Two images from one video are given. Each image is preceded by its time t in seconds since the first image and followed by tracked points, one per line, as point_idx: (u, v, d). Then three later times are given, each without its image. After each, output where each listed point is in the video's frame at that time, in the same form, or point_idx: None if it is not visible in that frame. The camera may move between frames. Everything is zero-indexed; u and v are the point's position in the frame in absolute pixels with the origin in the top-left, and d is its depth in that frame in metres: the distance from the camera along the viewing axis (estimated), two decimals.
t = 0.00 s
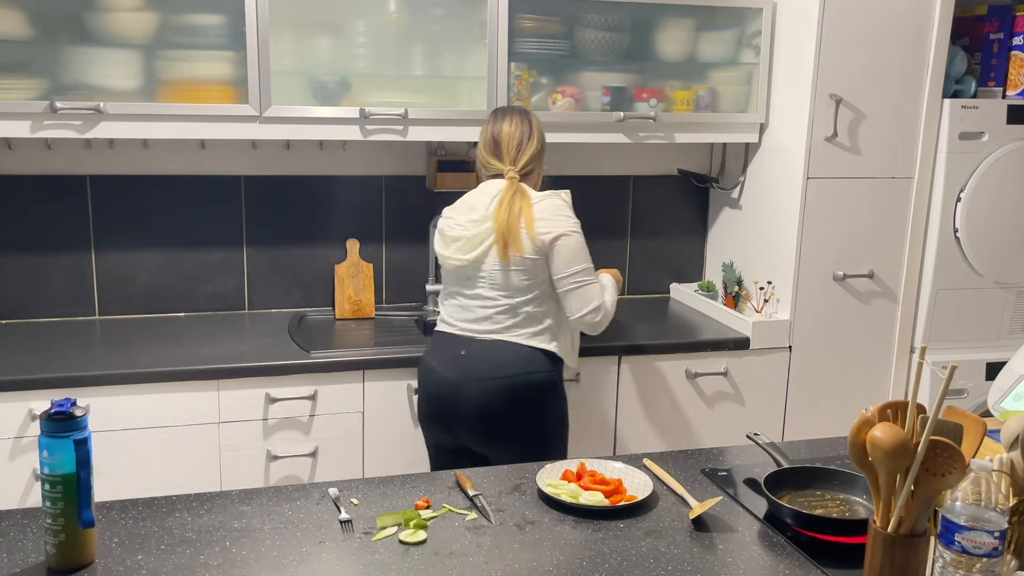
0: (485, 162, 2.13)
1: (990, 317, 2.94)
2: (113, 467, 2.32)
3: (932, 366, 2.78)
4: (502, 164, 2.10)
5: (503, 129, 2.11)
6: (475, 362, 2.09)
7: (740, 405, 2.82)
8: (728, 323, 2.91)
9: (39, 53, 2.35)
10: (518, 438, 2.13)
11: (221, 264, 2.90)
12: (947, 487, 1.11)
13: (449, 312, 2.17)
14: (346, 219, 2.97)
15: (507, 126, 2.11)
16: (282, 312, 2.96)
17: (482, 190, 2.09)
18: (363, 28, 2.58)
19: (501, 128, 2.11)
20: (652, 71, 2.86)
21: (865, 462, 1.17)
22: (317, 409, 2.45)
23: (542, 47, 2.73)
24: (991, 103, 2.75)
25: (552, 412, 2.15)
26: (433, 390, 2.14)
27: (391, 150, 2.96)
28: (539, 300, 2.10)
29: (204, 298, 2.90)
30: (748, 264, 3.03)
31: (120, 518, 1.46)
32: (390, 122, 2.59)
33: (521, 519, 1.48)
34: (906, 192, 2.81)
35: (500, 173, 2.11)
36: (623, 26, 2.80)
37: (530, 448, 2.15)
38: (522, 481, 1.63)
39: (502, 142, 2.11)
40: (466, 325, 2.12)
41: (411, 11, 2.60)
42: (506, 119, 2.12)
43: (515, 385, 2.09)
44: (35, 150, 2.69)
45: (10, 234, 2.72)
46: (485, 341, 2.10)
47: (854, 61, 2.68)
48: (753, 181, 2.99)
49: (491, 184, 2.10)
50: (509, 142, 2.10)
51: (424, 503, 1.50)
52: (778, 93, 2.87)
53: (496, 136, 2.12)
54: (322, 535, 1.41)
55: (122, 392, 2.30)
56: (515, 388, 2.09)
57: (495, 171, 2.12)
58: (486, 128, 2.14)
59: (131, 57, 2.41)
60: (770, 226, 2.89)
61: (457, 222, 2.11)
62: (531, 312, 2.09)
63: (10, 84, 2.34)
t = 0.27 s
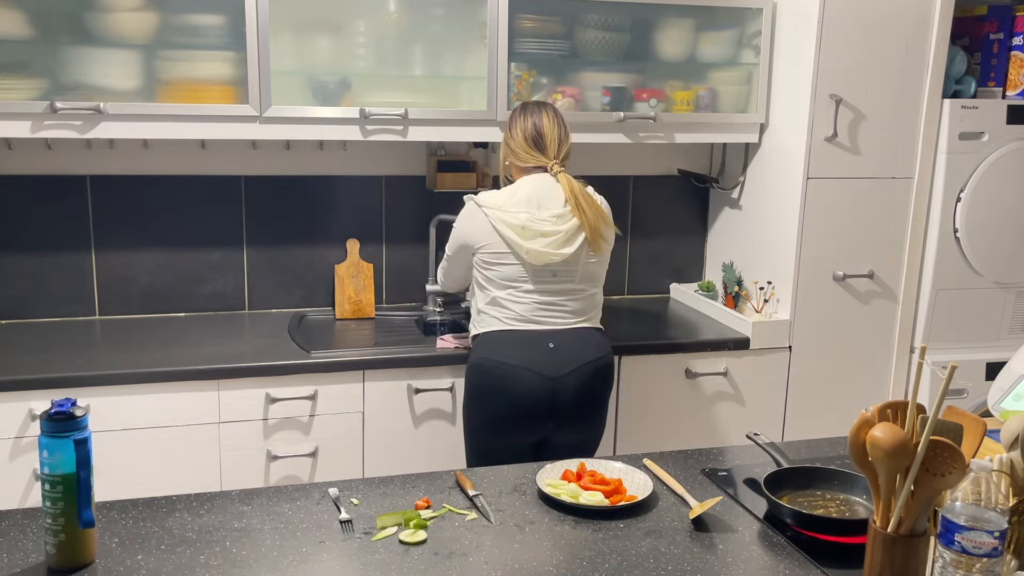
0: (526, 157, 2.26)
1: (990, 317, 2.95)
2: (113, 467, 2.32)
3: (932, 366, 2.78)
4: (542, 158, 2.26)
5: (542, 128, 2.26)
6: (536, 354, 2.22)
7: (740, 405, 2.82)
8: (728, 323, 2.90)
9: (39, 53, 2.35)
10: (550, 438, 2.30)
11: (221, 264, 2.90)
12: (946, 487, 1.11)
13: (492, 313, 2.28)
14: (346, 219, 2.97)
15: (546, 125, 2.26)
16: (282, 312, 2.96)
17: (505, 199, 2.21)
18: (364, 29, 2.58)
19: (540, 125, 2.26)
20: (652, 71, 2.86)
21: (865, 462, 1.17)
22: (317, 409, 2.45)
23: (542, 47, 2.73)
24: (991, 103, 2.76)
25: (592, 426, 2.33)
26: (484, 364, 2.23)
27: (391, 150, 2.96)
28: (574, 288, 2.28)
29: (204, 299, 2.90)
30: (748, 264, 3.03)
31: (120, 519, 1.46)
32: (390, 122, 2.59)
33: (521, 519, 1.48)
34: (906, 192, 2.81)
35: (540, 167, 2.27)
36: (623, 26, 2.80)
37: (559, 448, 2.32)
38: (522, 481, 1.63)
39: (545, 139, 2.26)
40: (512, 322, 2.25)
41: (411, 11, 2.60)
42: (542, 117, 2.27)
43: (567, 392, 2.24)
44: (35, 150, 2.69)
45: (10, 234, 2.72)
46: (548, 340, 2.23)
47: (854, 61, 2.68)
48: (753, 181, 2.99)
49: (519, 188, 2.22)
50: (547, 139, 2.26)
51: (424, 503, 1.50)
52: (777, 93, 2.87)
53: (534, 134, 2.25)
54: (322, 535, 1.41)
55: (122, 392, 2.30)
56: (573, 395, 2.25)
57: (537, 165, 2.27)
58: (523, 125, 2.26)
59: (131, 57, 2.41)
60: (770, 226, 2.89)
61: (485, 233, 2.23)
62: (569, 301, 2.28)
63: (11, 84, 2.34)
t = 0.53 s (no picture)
0: (516, 158, 2.26)
1: (990, 317, 2.95)
2: (113, 467, 2.32)
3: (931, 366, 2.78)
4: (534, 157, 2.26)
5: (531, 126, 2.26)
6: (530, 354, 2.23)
7: (740, 405, 2.82)
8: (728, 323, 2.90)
9: (40, 53, 2.35)
10: (545, 439, 2.29)
11: (221, 264, 2.90)
12: (946, 487, 1.11)
13: (481, 318, 2.29)
14: (346, 219, 2.97)
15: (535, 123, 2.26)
16: (282, 312, 2.96)
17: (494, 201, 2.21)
18: (364, 29, 2.58)
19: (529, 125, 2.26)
20: (652, 71, 2.86)
21: (865, 462, 1.17)
22: (317, 409, 2.45)
23: (542, 47, 2.73)
24: (991, 103, 2.76)
25: (588, 424, 2.33)
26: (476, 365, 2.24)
27: (391, 150, 2.96)
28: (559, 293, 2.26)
29: (204, 299, 2.90)
30: (748, 264, 3.03)
31: (120, 519, 1.46)
32: (390, 122, 2.59)
33: (521, 519, 1.48)
34: (906, 192, 2.81)
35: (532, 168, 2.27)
36: (623, 26, 2.80)
37: (554, 448, 2.32)
38: (522, 481, 1.63)
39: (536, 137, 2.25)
40: (502, 325, 2.26)
41: (411, 11, 2.61)
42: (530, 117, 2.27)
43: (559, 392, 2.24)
44: (36, 150, 2.69)
45: (11, 234, 2.72)
46: (536, 342, 2.24)
47: (854, 61, 2.68)
48: (753, 181, 2.99)
49: (508, 191, 2.22)
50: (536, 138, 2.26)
51: (425, 503, 1.50)
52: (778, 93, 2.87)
53: (525, 134, 2.25)
54: (322, 535, 1.41)
55: (122, 392, 2.30)
56: (566, 396, 2.25)
57: (527, 166, 2.26)
58: (513, 126, 2.26)
59: (131, 57, 2.41)
60: (770, 226, 2.89)
61: (472, 237, 2.24)
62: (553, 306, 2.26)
63: (11, 84, 2.34)
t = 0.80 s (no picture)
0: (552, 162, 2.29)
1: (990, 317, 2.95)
2: (113, 466, 2.32)
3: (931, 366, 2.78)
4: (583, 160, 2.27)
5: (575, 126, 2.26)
6: (561, 352, 2.26)
7: (740, 405, 2.82)
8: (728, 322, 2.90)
9: (40, 53, 2.35)
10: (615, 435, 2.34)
11: (221, 264, 2.90)
12: (946, 487, 1.11)
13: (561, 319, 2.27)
14: (346, 219, 2.97)
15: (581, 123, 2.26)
16: (282, 312, 2.96)
17: (562, 202, 2.19)
18: (364, 29, 2.58)
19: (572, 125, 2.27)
20: (652, 71, 2.86)
21: (865, 462, 1.17)
22: (317, 409, 2.45)
23: (542, 47, 2.73)
24: (991, 103, 2.76)
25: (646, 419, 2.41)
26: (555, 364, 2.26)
27: (391, 150, 2.96)
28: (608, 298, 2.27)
29: (204, 299, 2.90)
30: (748, 264, 3.03)
31: (120, 519, 1.46)
32: (390, 122, 2.59)
33: (521, 519, 1.48)
34: (906, 192, 2.81)
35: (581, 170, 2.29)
36: (623, 26, 2.80)
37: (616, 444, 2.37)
38: (522, 481, 1.63)
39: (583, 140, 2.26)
40: (587, 326, 2.26)
41: (411, 11, 2.60)
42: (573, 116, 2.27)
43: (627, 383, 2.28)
44: (35, 150, 2.69)
45: (11, 234, 2.72)
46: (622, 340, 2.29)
47: (855, 61, 2.68)
48: (753, 181, 2.99)
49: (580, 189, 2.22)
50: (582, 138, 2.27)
51: (424, 503, 1.50)
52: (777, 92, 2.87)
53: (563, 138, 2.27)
54: (322, 535, 1.41)
55: (122, 392, 2.30)
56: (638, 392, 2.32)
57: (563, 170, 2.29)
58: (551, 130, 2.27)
59: (131, 57, 2.41)
60: (770, 226, 2.89)
61: (558, 239, 2.20)
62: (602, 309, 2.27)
63: (11, 84, 2.34)
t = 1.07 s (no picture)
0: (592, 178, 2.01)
1: (989, 317, 2.95)
2: (113, 466, 2.32)
3: (931, 367, 2.78)
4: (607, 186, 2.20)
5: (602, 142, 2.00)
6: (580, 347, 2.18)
7: (740, 405, 2.82)
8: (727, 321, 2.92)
9: (40, 53, 2.35)
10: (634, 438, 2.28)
11: (221, 264, 2.90)
12: (946, 487, 1.11)
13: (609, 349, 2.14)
14: (346, 219, 2.97)
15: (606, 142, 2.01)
16: (282, 312, 2.96)
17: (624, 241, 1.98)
18: (364, 28, 2.58)
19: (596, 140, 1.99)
20: (652, 71, 2.86)
21: (865, 462, 1.17)
22: (317, 409, 2.45)
23: (542, 47, 2.73)
24: (991, 103, 2.76)
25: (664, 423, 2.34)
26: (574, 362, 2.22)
27: (391, 150, 2.96)
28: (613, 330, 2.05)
29: (204, 299, 2.90)
30: (748, 264, 3.03)
31: (120, 519, 1.46)
32: (390, 122, 2.59)
33: (521, 519, 1.48)
34: (906, 192, 2.81)
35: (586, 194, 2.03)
36: (623, 26, 2.80)
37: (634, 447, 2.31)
38: (522, 481, 1.63)
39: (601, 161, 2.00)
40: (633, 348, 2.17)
41: (411, 11, 2.61)
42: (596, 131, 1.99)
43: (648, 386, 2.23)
44: (35, 150, 2.69)
45: (11, 234, 2.72)
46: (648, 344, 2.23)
47: (855, 61, 2.68)
48: (753, 181, 2.99)
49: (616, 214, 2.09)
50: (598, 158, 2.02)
51: (424, 503, 1.50)
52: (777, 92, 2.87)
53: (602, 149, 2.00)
54: (322, 535, 1.41)
55: (122, 392, 2.30)
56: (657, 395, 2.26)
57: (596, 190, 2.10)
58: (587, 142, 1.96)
59: (131, 57, 2.41)
60: (770, 226, 2.89)
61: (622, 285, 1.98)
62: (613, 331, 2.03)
63: (11, 84, 2.34)
